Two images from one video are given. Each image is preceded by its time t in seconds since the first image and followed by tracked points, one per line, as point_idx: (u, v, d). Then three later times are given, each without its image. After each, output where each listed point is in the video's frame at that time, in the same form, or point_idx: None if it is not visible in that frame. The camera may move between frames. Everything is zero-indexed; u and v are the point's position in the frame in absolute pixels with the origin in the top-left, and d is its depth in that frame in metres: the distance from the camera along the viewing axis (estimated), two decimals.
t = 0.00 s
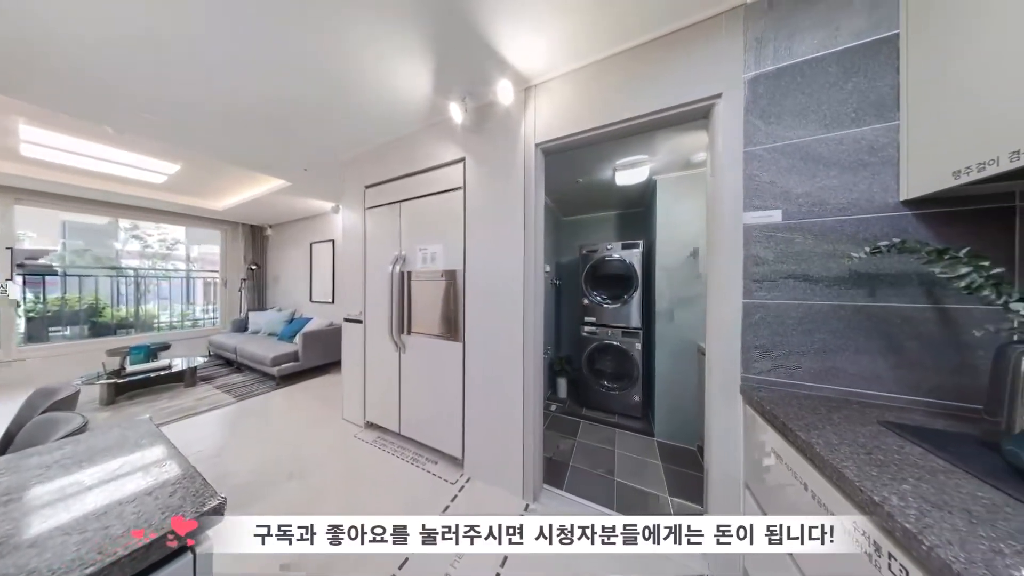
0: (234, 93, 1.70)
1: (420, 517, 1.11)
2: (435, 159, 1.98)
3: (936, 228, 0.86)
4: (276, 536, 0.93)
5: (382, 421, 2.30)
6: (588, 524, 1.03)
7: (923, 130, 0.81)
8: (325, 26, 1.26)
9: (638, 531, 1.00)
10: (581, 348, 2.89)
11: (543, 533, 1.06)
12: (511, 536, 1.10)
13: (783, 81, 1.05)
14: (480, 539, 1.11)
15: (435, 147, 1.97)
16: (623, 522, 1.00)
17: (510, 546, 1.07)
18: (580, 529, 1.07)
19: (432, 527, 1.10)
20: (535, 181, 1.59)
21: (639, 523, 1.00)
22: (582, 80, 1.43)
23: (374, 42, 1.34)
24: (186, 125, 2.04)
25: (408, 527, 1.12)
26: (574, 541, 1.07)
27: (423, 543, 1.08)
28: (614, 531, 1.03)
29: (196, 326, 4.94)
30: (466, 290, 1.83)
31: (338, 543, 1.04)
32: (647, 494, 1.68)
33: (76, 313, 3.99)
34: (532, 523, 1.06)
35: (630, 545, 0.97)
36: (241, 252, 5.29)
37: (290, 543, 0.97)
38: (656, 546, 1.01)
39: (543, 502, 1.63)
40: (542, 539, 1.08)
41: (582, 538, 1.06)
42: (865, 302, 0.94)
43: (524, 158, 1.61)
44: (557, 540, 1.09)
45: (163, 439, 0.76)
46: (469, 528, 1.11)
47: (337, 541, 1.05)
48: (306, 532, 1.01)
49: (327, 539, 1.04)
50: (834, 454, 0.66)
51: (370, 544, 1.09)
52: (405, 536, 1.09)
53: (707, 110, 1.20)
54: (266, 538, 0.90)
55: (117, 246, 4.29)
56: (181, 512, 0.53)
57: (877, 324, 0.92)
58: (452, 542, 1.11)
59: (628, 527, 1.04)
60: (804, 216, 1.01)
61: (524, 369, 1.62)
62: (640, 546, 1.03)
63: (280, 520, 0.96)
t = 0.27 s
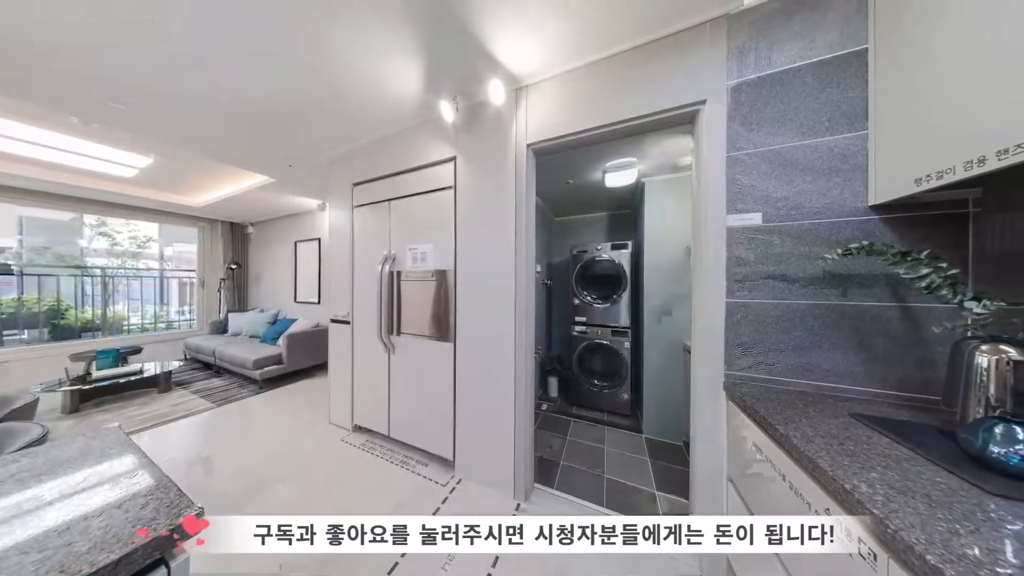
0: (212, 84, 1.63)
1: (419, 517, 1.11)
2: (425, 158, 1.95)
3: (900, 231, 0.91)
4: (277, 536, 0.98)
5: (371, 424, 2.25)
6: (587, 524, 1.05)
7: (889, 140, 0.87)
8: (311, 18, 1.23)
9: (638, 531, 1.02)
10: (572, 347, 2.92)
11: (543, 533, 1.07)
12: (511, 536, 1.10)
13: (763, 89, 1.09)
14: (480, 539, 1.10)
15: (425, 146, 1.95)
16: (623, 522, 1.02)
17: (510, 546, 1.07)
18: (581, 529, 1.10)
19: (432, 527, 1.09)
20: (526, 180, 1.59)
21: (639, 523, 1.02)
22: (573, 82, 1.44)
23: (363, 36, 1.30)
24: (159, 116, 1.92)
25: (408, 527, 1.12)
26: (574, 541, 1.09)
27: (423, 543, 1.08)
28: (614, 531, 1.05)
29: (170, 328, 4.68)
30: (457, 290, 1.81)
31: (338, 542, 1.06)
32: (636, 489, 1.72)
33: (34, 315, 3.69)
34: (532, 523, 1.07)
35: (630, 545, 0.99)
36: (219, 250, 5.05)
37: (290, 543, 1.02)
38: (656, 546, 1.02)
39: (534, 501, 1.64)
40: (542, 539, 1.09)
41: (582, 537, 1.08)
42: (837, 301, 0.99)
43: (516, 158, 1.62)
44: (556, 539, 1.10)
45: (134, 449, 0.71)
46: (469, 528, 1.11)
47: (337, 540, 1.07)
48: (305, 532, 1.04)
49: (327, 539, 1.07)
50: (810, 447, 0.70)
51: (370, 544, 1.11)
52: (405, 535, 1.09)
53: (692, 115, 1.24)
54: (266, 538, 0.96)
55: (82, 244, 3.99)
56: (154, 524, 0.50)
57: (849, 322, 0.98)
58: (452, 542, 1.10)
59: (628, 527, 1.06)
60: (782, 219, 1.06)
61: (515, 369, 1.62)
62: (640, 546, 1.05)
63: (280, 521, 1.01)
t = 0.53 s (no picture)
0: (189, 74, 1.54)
1: (419, 517, 1.09)
2: (416, 156, 1.92)
3: (868, 235, 0.97)
4: (277, 536, 0.98)
5: (359, 427, 2.20)
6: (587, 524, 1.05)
7: (859, 149, 0.92)
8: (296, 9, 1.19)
9: (638, 532, 1.01)
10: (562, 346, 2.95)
11: (543, 532, 1.07)
12: (511, 536, 1.08)
13: (744, 96, 1.13)
14: (480, 538, 1.09)
15: (415, 144, 1.92)
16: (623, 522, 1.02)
17: (510, 546, 1.06)
18: (581, 529, 1.09)
19: (431, 527, 1.07)
20: (517, 181, 1.60)
21: (639, 523, 1.01)
22: (564, 84, 1.46)
23: (351, 30, 1.27)
24: (129, 106, 1.81)
25: (408, 527, 1.10)
26: (575, 541, 1.08)
27: (423, 543, 1.06)
28: (613, 531, 1.04)
29: (142, 330, 4.42)
30: (448, 290, 1.79)
31: (338, 543, 1.05)
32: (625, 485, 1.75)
33: None
34: (532, 522, 1.05)
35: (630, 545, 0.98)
36: (195, 249, 4.80)
37: (290, 544, 1.00)
38: (657, 546, 1.01)
39: (525, 500, 1.64)
40: (543, 540, 1.08)
41: (582, 538, 1.07)
42: (812, 301, 1.04)
43: (507, 158, 1.62)
44: (556, 538, 1.10)
45: (101, 459, 0.67)
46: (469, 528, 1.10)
47: (337, 541, 1.05)
48: (305, 533, 1.04)
49: (327, 539, 1.05)
50: (788, 439, 0.73)
51: (370, 544, 1.10)
52: (405, 535, 1.08)
53: (679, 120, 1.27)
54: (266, 538, 0.96)
55: (42, 241, 3.71)
56: (122, 539, 0.47)
57: (823, 320, 1.03)
58: (451, 542, 1.09)
59: (628, 527, 1.05)
60: (762, 222, 1.11)
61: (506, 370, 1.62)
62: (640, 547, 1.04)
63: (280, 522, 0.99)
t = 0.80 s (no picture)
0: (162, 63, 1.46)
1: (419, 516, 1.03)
2: (405, 154, 1.89)
3: (839, 238, 1.03)
4: (275, 537, 0.96)
5: (347, 431, 2.14)
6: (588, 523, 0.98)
7: (832, 156, 0.97)
8: None
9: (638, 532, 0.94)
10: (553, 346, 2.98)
11: (543, 532, 0.98)
12: (511, 536, 0.99)
13: (727, 103, 1.18)
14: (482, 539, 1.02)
15: (405, 142, 1.89)
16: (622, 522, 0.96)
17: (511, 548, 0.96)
18: (580, 528, 1.01)
19: (432, 527, 1.02)
20: (509, 181, 1.60)
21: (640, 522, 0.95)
22: (555, 86, 1.47)
23: (337, 24, 1.24)
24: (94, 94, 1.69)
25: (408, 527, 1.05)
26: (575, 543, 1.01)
27: (423, 544, 1.00)
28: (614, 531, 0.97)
29: (109, 334, 4.14)
30: (439, 290, 1.78)
31: (337, 543, 1.00)
32: (615, 482, 1.79)
33: None
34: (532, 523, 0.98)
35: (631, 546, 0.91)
36: (169, 247, 4.55)
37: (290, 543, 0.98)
38: (657, 547, 0.92)
39: (517, 500, 1.64)
40: (542, 540, 1.00)
41: (582, 538, 0.99)
42: (790, 300, 1.09)
43: (498, 158, 1.61)
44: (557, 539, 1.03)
45: (62, 472, 0.62)
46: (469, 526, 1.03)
47: (337, 541, 1.00)
48: (305, 532, 1.00)
49: (326, 539, 1.01)
50: (767, 433, 0.76)
51: (370, 545, 1.03)
52: (404, 535, 1.02)
53: (666, 124, 1.30)
54: (264, 539, 0.95)
55: None
56: (86, 557, 0.44)
57: (800, 319, 1.08)
58: (452, 542, 1.02)
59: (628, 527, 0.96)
60: (744, 224, 1.15)
61: (497, 370, 1.62)
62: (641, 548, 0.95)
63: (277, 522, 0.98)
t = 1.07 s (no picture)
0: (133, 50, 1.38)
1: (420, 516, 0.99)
2: (395, 151, 1.86)
3: (814, 240, 1.09)
4: (275, 537, 0.93)
5: (333, 435, 2.08)
6: (588, 523, 0.93)
7: (808, 162, 1.02)
8: None
9: (637, 531, 0.88)
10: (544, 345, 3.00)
11: (544, 532, 0.94)
12: (511, 537, 0.94)
13: (711, 109, 1.22)
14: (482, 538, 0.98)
15: (394, 139, 1.85)
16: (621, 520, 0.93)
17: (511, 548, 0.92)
18: (580, 528, 0.95)
19: (432, 527, 0.99)
20: (500, 182, 1.60)
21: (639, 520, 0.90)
22: (546, 87, 1.47)
23: (323, 16, 1.20)
24: (55, 81, 1.58)
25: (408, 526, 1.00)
26: (574, 542, 0.94)
27: (423, 545, 0.97)
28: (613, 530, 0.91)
29: (73, 337, 3.87)
30: (429, 290, 1.75)
31: (337, 544, 0.96)
32: (606, 479, 1.81)
33: None
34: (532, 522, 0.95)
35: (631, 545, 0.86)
36: (140, 244, 4.30)
37: (290, 544, 0.94)
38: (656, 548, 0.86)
39: (508, 500, 1.64)
40: (542, 540, 0.95)
41: (581, 539, 0.93)
42: (769, 299, 1.14)
43: (489, 158, 1.61)
44: (556, 538, 0.97)
45: (19, 486, 0.58)
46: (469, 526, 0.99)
47: (337, 541, 0.97)
48: (305, 532, 0.96)
49: (326, 540, 0.97)
50: (749, 427, 0.79)
51: (370, 546, 0.98)
52: (404, 536, 0.98)
53: (653, 128, 1.34)
54: (265, 538, 0.91)
55: None
56: None
57: (778, 317, 1.13)
58: (452, 543, 0.98)
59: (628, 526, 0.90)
60: (726, 226, 1.19)
61: (488, 370, 1.61)
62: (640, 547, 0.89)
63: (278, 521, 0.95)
